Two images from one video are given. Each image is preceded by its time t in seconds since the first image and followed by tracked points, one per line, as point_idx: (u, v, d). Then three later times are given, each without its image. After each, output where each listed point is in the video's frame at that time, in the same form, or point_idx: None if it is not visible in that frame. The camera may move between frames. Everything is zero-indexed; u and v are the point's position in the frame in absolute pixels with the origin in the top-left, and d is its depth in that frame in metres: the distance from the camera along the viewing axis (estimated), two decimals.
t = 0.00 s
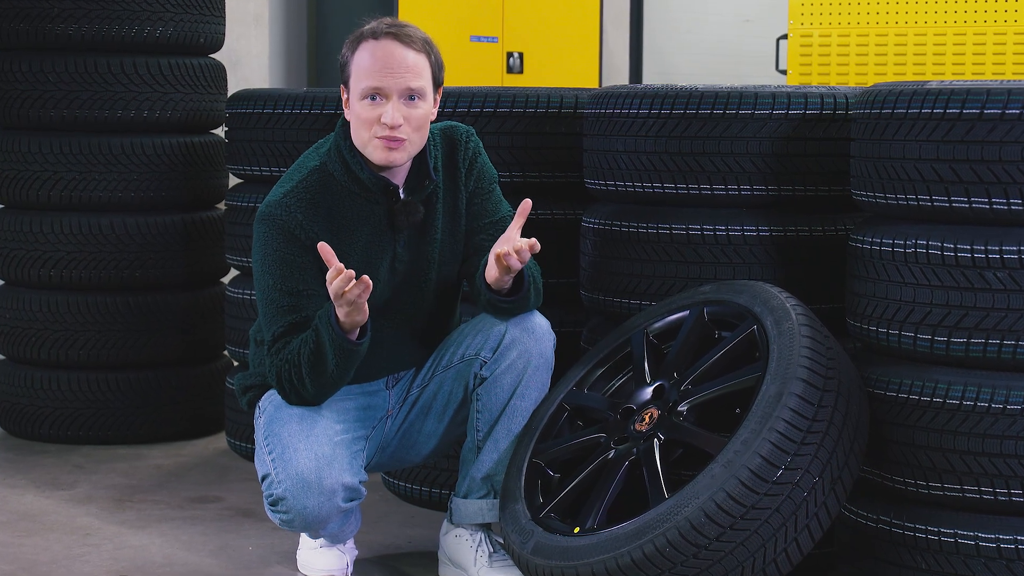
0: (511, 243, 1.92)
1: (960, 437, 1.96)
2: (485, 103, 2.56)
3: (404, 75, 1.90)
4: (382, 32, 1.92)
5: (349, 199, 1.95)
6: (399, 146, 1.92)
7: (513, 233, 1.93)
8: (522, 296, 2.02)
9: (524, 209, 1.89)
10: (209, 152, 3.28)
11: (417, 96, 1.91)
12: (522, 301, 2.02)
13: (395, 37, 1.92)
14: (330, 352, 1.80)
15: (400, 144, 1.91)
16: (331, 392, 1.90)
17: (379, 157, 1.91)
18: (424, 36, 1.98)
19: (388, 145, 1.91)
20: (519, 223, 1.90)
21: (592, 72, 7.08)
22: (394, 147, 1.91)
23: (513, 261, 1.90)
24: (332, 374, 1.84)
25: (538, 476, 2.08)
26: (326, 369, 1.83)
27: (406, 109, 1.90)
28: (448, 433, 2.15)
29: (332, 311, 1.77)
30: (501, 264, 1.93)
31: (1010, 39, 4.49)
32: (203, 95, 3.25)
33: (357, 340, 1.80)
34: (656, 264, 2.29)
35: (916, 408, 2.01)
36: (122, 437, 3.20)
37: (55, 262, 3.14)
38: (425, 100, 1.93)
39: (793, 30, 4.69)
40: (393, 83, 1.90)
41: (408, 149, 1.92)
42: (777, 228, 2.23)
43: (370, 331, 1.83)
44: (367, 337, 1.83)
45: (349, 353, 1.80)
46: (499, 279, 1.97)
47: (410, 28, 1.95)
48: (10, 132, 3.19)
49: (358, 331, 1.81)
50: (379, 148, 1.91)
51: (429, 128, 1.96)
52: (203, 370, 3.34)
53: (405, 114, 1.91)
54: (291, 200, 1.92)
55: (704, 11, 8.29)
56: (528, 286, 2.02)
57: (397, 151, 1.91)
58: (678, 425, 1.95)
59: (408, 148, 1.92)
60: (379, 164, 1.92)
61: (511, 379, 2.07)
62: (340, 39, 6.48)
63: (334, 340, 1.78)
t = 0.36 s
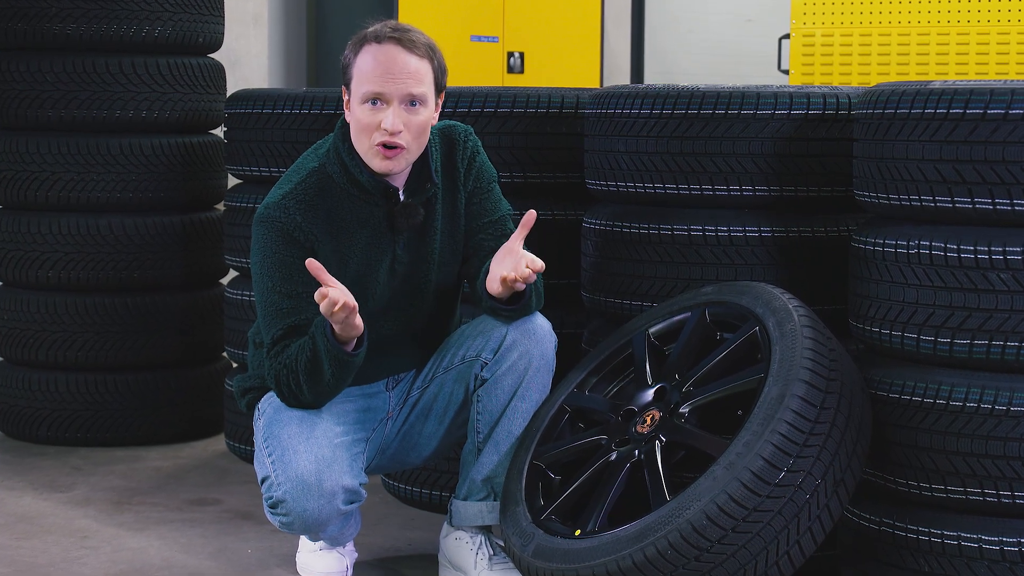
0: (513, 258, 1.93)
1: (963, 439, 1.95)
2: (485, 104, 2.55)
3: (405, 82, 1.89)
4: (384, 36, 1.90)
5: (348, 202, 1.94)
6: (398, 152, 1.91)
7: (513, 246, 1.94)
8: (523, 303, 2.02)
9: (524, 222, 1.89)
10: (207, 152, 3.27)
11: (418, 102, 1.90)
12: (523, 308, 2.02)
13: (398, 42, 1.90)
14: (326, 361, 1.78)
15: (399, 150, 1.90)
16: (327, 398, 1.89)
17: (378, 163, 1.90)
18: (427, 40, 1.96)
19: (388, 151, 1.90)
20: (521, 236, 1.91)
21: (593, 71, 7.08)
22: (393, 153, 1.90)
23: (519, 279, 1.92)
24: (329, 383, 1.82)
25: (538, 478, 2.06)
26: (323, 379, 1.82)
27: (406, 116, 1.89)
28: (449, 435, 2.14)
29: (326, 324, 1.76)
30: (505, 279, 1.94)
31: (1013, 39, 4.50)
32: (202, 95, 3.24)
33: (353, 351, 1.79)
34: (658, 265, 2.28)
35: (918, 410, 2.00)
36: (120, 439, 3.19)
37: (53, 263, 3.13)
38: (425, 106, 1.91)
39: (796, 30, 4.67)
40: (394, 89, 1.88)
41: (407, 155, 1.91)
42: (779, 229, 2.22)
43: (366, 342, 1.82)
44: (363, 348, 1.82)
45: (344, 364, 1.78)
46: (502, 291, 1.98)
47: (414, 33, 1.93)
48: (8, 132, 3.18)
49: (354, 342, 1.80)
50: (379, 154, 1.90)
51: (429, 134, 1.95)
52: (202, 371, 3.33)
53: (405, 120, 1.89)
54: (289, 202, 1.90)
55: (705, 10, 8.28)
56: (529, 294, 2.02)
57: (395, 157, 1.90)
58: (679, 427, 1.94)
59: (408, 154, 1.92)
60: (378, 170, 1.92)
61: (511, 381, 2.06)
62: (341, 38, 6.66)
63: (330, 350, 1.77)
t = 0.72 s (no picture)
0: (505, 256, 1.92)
1: (966, 441, 1.94)
2: (486, 103, 2.54)
3: (409, 77, 1.88)
4: (385, 32, 1.88)
5: (348, 202, 1.93)
6: (404, 147, 1.90)
7: (502, 246, 1.93)
8: (523, 304, 2.01)
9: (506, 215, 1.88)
10: (207, 152, 3.26)
11: (422, 97, 1.89)
12: (523, 309, 2.01)
13: (399, 37, 1.89)
14: (331, 362, 1.77)
15: (405, 146, 1.89)
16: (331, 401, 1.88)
17: (384, 159, 1.89)
18: (425, 35, 1.95)
19: (393, 147, 1.89)
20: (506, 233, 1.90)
21: (594, 71, 7.07)
22: (399, 149, 1.89)
23: (518, 273, 1.90)
24: (333, 385, 1.81)
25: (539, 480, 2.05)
26: (327, 380, 1.81)
27: (411, 111, 1.88)
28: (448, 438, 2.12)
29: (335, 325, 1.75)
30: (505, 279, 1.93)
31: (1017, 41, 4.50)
32: (200, 95, 3.23)
33: (359, 354, 1.78)
34: (659, 265, 2.27)
35: (922, 412, 1.99)
36: (119, 441, 3.18)
37: (51, 264, 3.12)
38: (429, 101, 1.91)
39: (797, 29, 4.65)
40: (398, 85, 1.87)
41: (412, 150, 1.90)
42: (782, 230, 2.20)
43: (371, 346, 1.81)
44: (369, 351, 1.81)
45: (350, 365, 1.78)
46: (503, 292, 1.97)
47: (412, 28, 1.92)
48: (6, 132, 3.16)
49: (360, 343, 1.79)
50: (384, 150, 1.89)
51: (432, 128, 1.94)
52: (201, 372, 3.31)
53: (410, 115, 1.88)
54: (288, 202, 1.89)
55: (707, 10, 8.28)
56: (529, 295, 2.01)
57: (401, 152, 1.89)
58: (681, 429, 1.93)
59: (413, 149, 1.91)
60: (383, 166, 1.90)
61: (511, 383, 2.05)
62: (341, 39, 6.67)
63: (336, 352, 1.76)
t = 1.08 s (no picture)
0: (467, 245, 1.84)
1: (969, 444, 1.93)
2: (486, 103, 2.53)
3: (444, 79, 1.86)
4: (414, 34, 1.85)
5: (351, 204, 1.92)
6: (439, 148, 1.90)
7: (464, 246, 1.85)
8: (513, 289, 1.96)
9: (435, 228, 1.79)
10: (206, 153, 3.25)
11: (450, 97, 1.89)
12: (513, 293, 1.97)
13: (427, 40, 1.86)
14: (367, 347, 1.78)
15: (439, 146, 1.90)
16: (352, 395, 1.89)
17: (425, 162, 1.88)
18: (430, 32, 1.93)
19: (432, 149, 1.88)
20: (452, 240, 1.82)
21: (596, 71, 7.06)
22: (437, 150, 1.89)
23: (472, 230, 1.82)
24: (365, 372, 1.82)
25: (540, 483, 2.04)
26: (358, 369, 1.81)
27: (448, 113, 1.88)
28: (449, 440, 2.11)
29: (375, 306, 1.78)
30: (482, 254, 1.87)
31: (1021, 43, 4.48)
32: (199, 95, 3.21)
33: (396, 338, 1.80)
34: (660, 266, 2.26)
35: (924, 414, 1.98)
36: (118, 442, 3.17)
37: (49, 265, 3.11)
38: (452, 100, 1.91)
39: (800, 29, 4.64)
40: (436, 87, 1.85)
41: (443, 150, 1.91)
42: (783, 231, 2.20)
43: (403, 329, 1.83)
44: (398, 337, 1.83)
45: (388, 349, 1.79)
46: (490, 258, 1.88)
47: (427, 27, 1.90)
48: (4, 132, 3.15)
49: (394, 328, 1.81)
50: (425, 153, 1.88)
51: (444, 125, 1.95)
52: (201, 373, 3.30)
53: (446, 117, 1.88)
54: (293, 205, 1.88)
55: (708, 10, 8.26)
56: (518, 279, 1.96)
57: (437, 154, 1.90)
58: (683, 431, 1.92)
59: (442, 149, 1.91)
60: (420, 168, 1.90)
61: (514, 381, 2.03)
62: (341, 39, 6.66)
63: (374, 338, 1.77)
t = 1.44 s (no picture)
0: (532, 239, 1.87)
1: (972, 446, 1.92)
2: (487, 103, 2.51)
3: (419, 80, 1.85)
4: (396, 34, 1.86)
5: (350, 204, 1.91)
6: (415, 152, 1.88)
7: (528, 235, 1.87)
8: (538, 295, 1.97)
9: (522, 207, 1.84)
10: (205, 153, 3.24)
11: (433, 101, 1.87)
12: (537, 298, 1.97)
13: (409, 40, 1.87)
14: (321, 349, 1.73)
15: (416, 150, 1.88)
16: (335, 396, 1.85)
17: (396, 164, 1.86)
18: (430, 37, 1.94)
19: (406, 151, 1.87)
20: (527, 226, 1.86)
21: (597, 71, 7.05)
22: (411, 153, 1.87)
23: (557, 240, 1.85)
24: (329, 374, 1.77)
25: (540, 486, 2.03)
26: (321, 370, 1.76)
27: (424, 116, 1.86)
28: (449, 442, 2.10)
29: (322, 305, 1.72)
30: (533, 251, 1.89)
31: None
32: (198, 95, 3.20)
33: (350, 333, 1.74)
34: (662, 268, 2.24)
35: (927, 416, 1.97)
36: (116, 444, 3.16)
37: (47, 266, 3.09)
38: (438, 105, 1.89)
39: (803, 28, 4.63)
40: (410, 88, 1.85)
41: (423, 154, 1.88)
42: (785, 232, 2.19)
43: (363, 321, 1.76)
44: (361, 330, 1.76)
45: (341, 348, 1.73)
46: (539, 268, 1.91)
47: (420, 29, 1.90)
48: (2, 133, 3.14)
49: (349, 323, 1.74)
50: (397, 155, 1.86)
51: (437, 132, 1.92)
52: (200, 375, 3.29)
53: (423, 120, 1.86)
54: (291, 206, 1.87)
55: (709, 10, 8.26)
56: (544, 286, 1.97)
57: (413, 156, 1.87)
58: (685, 433, 1.90)
59: (423, 154, 1.89)
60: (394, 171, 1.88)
61: (515, 383, 2.02)
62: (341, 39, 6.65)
63: (324, 337, 1.72)
